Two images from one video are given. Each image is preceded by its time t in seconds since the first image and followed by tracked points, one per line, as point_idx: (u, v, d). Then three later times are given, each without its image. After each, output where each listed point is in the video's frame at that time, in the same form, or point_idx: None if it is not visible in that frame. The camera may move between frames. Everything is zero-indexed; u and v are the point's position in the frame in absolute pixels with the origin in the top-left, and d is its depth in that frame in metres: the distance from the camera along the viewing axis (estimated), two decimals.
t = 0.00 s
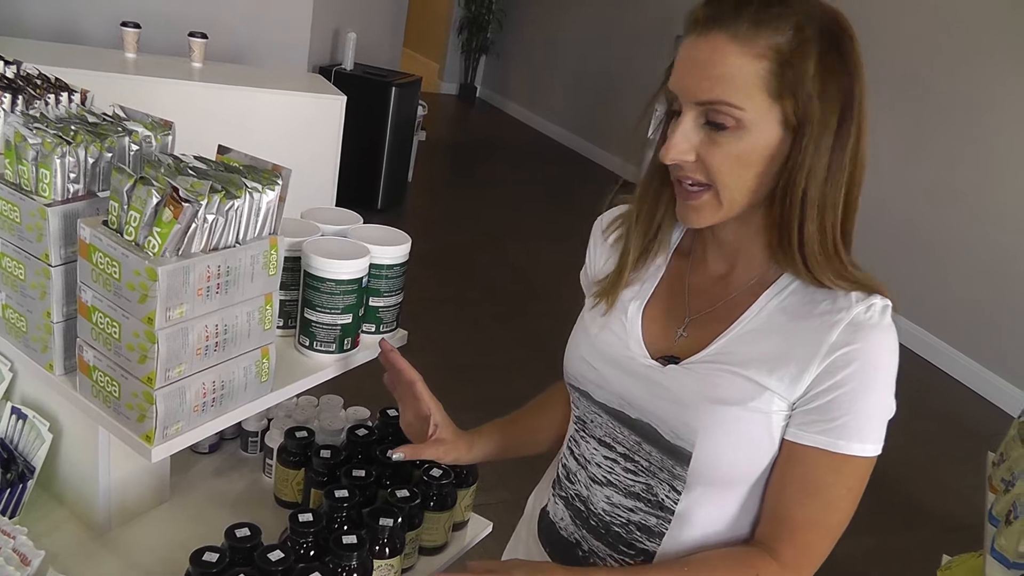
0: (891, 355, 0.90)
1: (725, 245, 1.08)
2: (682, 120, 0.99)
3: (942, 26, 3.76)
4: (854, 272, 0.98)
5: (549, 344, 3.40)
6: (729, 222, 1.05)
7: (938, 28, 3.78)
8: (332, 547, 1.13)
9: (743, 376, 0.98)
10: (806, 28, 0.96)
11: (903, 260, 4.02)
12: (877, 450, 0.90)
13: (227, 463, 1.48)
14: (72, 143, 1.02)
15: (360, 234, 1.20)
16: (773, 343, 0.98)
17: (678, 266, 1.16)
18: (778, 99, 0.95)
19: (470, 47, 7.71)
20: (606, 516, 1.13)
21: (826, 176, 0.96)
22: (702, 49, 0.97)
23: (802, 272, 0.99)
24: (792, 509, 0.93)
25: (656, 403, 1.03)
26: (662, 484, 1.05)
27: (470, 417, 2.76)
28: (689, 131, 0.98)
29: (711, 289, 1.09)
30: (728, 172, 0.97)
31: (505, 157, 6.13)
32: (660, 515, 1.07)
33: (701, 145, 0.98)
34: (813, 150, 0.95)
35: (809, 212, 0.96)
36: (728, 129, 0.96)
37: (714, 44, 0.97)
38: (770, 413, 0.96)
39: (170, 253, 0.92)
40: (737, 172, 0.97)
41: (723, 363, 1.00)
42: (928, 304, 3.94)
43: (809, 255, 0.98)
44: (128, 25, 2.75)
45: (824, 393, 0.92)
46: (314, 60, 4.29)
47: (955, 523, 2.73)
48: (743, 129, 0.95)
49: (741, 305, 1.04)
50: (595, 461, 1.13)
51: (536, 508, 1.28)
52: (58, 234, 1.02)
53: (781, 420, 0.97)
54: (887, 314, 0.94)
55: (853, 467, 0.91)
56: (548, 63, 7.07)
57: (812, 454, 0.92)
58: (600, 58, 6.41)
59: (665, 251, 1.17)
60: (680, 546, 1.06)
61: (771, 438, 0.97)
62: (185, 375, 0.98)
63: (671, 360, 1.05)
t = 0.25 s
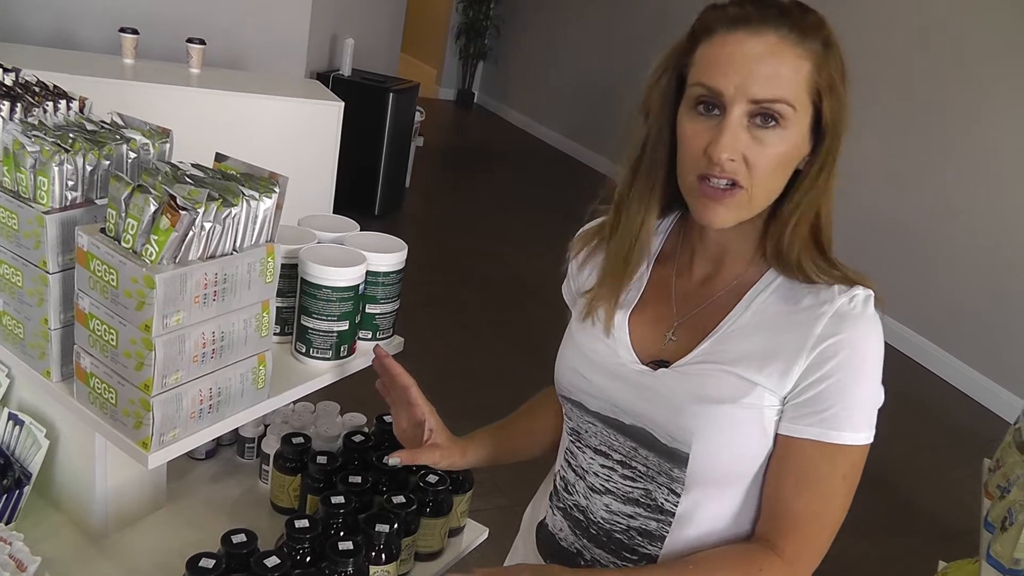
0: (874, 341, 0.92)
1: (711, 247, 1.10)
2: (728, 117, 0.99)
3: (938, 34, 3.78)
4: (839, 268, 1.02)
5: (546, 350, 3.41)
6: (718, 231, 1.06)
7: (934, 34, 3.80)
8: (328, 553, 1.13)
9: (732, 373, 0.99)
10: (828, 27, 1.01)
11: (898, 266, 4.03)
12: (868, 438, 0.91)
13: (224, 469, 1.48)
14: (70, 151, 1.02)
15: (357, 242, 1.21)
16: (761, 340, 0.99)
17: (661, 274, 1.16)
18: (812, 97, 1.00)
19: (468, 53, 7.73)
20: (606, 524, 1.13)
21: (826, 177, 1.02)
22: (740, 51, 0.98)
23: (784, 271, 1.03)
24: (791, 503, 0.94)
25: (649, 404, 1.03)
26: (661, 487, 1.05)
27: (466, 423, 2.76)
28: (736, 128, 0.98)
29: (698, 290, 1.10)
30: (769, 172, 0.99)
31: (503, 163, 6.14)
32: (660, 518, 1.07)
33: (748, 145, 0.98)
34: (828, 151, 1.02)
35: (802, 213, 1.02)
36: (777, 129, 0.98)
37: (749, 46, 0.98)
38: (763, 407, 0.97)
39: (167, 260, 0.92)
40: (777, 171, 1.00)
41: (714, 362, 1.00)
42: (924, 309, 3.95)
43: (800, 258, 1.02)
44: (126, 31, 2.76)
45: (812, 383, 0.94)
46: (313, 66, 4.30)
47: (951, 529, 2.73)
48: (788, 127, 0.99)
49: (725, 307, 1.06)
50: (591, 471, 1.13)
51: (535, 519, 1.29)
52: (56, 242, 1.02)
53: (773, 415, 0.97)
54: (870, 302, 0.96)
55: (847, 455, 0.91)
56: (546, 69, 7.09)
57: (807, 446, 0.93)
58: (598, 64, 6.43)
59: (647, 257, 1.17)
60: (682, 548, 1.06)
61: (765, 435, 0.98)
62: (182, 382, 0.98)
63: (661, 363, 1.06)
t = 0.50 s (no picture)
0: (868, 332, 0.93)
1: (708, 246, 1.10)
2: (714, 123, 0.99)
3: (937, 36, 3.78)
4: (835, 262, 1.03)
5: (545, 352, 3.41)
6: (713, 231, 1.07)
7: (933, 37, 3.80)
8: (327, 555, 1.14)
9: (732, 367, 0.99)
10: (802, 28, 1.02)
11: (898, 268, 4.03)
12: (866, 428, 0.92)
13: (223, 471, 1.48)
14: (70, 154, 1.03)
15: (356, 245, 1.21)
16: (757, 337, 1.00)
17: (658, 276, 1.17)
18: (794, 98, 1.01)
19: (468, 56, 7.74)
20: (608, 523, 1.13)
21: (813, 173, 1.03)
22: (721, 60, 0.99)
23: (778, 266, 1.03)
24: (792, 490, 0.94)
25: (644, 402, 1.04)
26: (663, 484, 1.05)
27: (465, 425, 2.76)
28: (724, 134, 0.99)
29: (693, 291, 1.11)
30: (757, 174, 1.00)
31: (502, 165, 6.15)
32: (662, 516, 1.07)
33: (737, 152, 0.99)
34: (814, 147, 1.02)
35: (790, 208, 1.03)
36: (763, 132, 0.99)
37: (729, 54, 0.99)
38: (761, 401, 0.98)
39: (167, 263, 0.92)
40: (765, 171, 1.01)
41: (714, 357, 1.01)
42: (923, 312, 3.95)
43: (787, 252, 1.02)
44: (126, 33, 2.76)
45: (809, 376, 0.94)
46: (312, 68, 4.31)
47: (949, 532, 2.74)
48: (772, 129, 1.00)
49: (720, 306, 1.06)
50: (592, 470, 1.13)
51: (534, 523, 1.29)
52: (56, 244, 1.03)
53: (772, 406, 0.98)
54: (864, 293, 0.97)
55: (846, 446, 0.92)
56: (546, 71, 7.09)
57: (808, 437, 0.93)
58: (598, 66, 6.44)
59: (643, 262, 1.18)
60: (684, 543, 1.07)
61: (765, 430, 0.98)
62: (182, 384, 0.99)
63: (662, 361, 1.06)
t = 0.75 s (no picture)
0: (857, 339, 0.91)
1: (698, 245, 1.10)
2: (696, 117, 0.99)
3: (933, 35, 3.79)
4: (826, 263, 1.01)
5: (540, 350, 3.41)
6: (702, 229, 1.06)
7: (929, 37, 3.81)
8: (321, 553, 1.14)
9: (716, 368, 0.99)
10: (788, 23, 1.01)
11: (892, 266, 4.05)
12: (859, 430, 0.91)
13: (217, 469, 1.48)
14: (63, 151, 1.02)
15: (351, 242, 1.21)
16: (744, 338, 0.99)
17: (653, 272, 1.17)
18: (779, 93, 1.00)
19: (462, 54, 7.74)
20: (594, 515, 1.14)
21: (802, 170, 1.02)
22: (704, 54, 0.99)
23: (770, 266, 1.02)
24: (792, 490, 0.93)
25: (631, 399, 1.04)
26: (645, 479, 1.06)
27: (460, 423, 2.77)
28: (706, 128, 0.99)
29: (684, 290, 1.10)
30: (743, 170, 0.99)
31: (496, 163, 6.15)
32: (645, 510, 1.08)
33: (720, 144, 0.99)
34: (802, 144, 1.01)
35: (779, 205, 1.02)
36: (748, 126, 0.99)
37: (712, 48, 0.99)
38: (745, 399, 0.98)
39: (159, 261, 0.92)
40: (752, 167, 0.99)
41: (701, 356, 1.01)
42: (916, 309, 3.97)
43: (777, 249, 1.02)
44: (120, 30, 2.75)
45: (798, 386, 0.93)
46: (307, 66, 4.30)
47: (943, 529, 2.75)
48: (757, 124, 0.99)
49: (709, 305, 1.06)
50: (581, 462, 1.14)
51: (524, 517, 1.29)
52: (48, 241, 1.02)
53: (759, 410, 0.98)
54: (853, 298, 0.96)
55: (839, 450, 0.91)
56: (540, 69, 7.10)
57: (805, 446, 0.92)
58: (592, 65, 6.44)
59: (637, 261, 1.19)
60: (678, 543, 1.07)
61: (752, 430, 0.98)
62: (175, 381, 0.98)
63: (649, 357, 1.07)
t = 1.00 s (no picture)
0: (855, 345, 0.92)
1: (692, 245, 1.10)
2: (692, 127, 0.99)
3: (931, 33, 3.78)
4: (820, 267, 1.01)
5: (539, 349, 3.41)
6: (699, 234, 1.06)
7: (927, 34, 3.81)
8: (320, 552, 1.14)
9: (711, 368, 0.99)
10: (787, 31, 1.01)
11: (891, 263, 4.05)
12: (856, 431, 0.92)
13: (216, 470, 1.48)
14: (60, 152, 1.02)
15: (348, 241, 1.21)
16: (740, 338, 0.99)
17: (648, 269, 1.17)
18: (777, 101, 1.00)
19: (460, 53, 7.73)
20: (583, 510, 1.12)
21: (797, 177, 1.02)
22: (701, 63, 0.98)
23: (764, 270, 1.02)
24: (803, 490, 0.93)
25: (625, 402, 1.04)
26: (636, 475, 1.06)
27: (459, 423, 2.76)
28: (701, 139, 0.98)
29: (678, 291, 1.10)
30: (738, 181, 0.99)
31: (494, 162, 6.15)
32: (635, 506, 1.07)
33: (715, 156, 0.98)
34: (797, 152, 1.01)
35: (773, 212, 1.02)
36: (743, 137, 0.98)
37: (710, 56, 0.98)
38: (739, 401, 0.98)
39: (156, 261, 0.92)
40: (748, 177, 0.99)
41: (695, 356, 1.01)
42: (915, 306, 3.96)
43: (770, 251, 1.02)
44: (117, 31, 2.75)
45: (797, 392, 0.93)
46: (304, 66, 4.30)
47: (943, 526, 2.75)
48: (753, 135, 0.98)
49: (703, 307, 1.06)
50: (572, 456, 1.12)
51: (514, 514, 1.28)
52: (45, 242, 1.02)
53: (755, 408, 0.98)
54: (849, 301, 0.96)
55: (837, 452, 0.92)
56: (538, 68, 7.09)
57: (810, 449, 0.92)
58: (590, 63, 6.44)
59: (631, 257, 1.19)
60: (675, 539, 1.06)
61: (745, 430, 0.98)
62: (173, 382, 0.98)
63: (644, 353, 1.07)
